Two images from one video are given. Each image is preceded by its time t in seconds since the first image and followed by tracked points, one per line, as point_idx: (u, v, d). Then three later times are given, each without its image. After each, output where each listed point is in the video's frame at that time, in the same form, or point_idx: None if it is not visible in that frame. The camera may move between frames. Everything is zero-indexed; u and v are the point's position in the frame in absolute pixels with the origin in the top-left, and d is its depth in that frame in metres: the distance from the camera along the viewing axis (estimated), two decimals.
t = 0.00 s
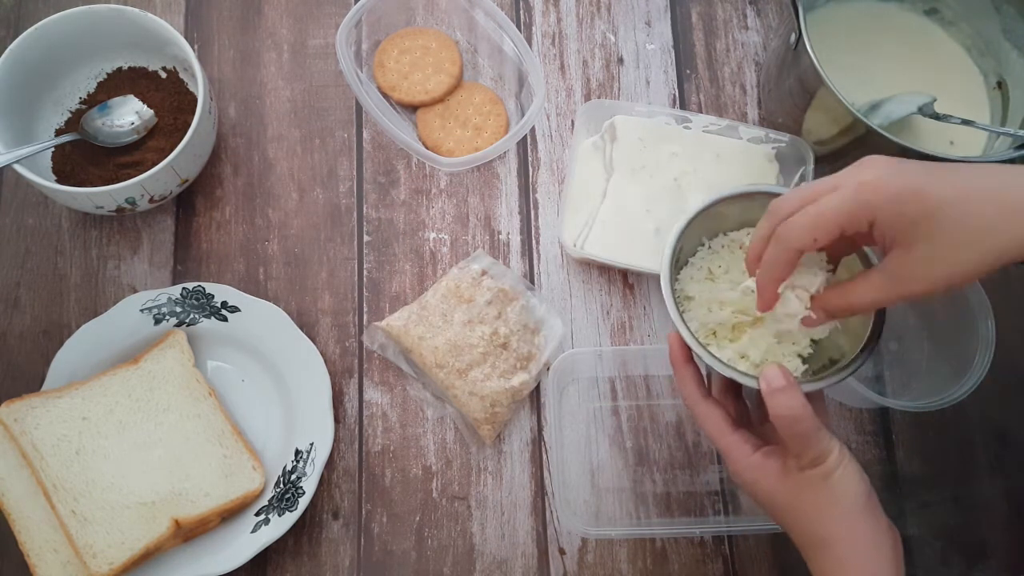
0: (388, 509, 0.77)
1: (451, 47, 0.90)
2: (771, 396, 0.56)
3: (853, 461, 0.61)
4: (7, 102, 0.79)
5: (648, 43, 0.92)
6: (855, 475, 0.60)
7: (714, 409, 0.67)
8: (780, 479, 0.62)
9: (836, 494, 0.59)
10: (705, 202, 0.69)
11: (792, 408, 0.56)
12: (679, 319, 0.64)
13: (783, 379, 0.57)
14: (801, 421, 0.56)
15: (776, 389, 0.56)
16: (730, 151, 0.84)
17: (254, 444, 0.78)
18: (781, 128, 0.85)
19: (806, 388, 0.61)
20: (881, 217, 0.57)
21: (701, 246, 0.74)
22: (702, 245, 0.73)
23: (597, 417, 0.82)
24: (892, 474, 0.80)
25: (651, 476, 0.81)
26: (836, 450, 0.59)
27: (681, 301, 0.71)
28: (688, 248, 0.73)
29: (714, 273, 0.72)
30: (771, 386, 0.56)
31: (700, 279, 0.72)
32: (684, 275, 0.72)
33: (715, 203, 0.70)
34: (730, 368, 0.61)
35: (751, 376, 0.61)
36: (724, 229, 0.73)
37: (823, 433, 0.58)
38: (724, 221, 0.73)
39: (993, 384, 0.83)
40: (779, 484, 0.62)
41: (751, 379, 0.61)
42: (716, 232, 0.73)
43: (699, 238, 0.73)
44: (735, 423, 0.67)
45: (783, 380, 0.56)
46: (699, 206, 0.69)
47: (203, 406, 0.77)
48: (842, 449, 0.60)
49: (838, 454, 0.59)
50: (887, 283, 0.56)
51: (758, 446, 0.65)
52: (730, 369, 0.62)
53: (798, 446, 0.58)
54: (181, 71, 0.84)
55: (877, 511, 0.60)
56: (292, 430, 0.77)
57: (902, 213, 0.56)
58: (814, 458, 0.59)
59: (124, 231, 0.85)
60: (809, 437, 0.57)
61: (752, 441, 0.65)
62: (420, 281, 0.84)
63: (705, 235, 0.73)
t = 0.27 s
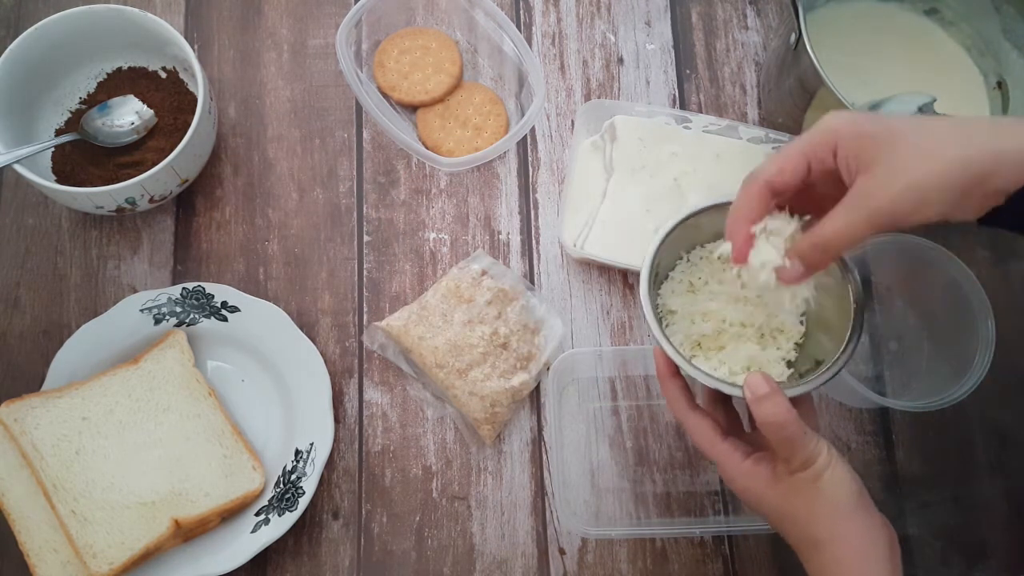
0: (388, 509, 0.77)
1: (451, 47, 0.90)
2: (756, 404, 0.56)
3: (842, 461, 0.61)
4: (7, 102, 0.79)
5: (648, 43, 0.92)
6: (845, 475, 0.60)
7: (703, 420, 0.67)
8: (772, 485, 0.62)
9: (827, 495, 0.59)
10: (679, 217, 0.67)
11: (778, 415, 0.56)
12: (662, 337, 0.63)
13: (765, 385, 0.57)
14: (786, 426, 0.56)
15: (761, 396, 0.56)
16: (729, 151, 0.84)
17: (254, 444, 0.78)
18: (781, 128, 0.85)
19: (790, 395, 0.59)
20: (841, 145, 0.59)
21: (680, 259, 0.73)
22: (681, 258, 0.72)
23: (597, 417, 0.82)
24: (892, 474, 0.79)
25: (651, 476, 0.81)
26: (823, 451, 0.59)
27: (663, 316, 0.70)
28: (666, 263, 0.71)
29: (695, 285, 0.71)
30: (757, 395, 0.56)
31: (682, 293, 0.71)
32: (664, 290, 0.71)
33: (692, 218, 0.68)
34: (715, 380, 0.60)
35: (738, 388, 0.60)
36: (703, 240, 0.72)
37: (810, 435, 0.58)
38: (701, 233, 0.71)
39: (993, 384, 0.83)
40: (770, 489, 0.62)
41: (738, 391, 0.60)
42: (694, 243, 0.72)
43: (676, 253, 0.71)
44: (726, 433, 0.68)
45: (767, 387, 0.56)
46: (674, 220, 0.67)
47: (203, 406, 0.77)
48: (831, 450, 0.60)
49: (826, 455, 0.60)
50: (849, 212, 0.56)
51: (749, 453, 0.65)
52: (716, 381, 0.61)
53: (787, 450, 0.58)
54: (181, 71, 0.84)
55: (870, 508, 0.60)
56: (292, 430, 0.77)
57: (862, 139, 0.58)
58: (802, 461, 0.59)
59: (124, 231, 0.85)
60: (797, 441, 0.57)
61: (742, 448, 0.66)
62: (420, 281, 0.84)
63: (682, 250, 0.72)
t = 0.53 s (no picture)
0: (388, 509, 0.77)
1: (451, 47, 0.90)
2: (773, 499, 0.57)
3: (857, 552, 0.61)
4: (7, 102, 0.79)
5: (648, 43, 0.92)
6: (863, 567, 0.60)
7: (717, 511, 0.69)
8: None
9: None
10: (686, 298, 0.68)
11: (792, 508, 0.57)
12: (670, 423, 0.64)
13: (780, 478, 0.58)
14: (802, 521, 0.57)
15: (774, 490, 0.57)
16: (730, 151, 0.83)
17: (254, 444, 0.78)
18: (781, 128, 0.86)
19: (802, 485, 0.60)
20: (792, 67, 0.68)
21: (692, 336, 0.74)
22: (693, 336, 0.73)
23: (597, 418, 0.82)
24: (892, 474, 0.79)
25: (651, 476, 0.80)
26: (840, 546, 0.60)
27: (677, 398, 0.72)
28: (679, 343, 0.73)
29: (708, 363, 0.73)
30: (771, 487, 0.58)
31: (694, 372, 0.72)
32: (677, 370, 0.73)
33: (703, 300, 0.69)
34: (727, 471, 0.61)
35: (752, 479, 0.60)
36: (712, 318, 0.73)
37: (828, 534, 0.59)
38: (711, 312, 0.72)
39: (993, 384, 0.83)
40: None
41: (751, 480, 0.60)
42: (705, 322, 0.73)
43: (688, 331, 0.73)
44: (740, 522, 0.69)
45: (782, 480, 0.58)
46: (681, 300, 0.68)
47: (203, 406, 0.77)
48: (849, 545, 0.61)
49: (843, 550, 0.60)
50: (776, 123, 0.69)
51: (766, 545, 0.66)
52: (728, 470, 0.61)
53: (803, 548, 0.59)
54: (181, 71, 0.84)
55: None
56: (292, 430, 0.77)
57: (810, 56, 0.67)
58: (818, 558, 0.59)
59: (124, 231, 0.85)
60: (813, 538, 0.58)
61: (757, 538, 0.67)
62: (420, 281, 0.84)
63: (695, 328, 0.73)
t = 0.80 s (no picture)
0: (388, 509, 0.77)
1: (451, 48, 0.90)
2: (765, 523, 0.56)
3: None
4: (7, 102, 0.79)
5: (648, 43, 0.92)
6: None
7: (709, 532, 0.68)
8: None
9: None
10: (676, 313, 0.68)
11: (786, 534, 0.56)
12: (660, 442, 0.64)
13: (774, 500, 0.57)
14: (798, 545, 0.56)
15: (768, 513, 0.56)
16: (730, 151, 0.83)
17: (254, 444, 0.78)
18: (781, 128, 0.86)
19: (797, 506, 0.60)
20: (690, 88, 0.66)
21: (680, 349, 0.74)
22: (682, 349, 0.73)
23: (597, 418, 0.81)
24: (892, 474, 0.79)
25: (652, 476, 0.80)
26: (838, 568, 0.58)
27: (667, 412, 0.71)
28: (668, 356, 0.72)
29: (698, 376, 0.72)
30: (764, 510, 0.56)
31: (684, 387, 0.72)
32: (666, 384, 0.72)
33: (693, 314, 0.69)
34: (718, 493, 0.61)
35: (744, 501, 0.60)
36: (701, 331, 0.73)
37: (825, 557, 0.58)
38: (699, 324, 0.72)
39: (993, 384, 0.83)
40: None
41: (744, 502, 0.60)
42: (694, 334, 0.73)
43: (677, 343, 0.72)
44: (734, 543, 0.68)
45: (776, 503, 0.56)
46: (670, 315, 0.68)
47: (203, 406, 0.77)
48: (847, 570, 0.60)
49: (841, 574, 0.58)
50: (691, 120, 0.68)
51: (760, 567, 0.65)
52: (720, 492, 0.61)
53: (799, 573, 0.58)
54: (181, 71, 0.84)
55: None
56: (292, 430, 0.77)
57: (709, 75, 0.65)
58: None
59: (124, 231, 0.85)
60: (809, 562, 0.57)
61: (751, 559, 0.66)
62: (420, 281, 0.84)
63: (683, 340, 0.73)
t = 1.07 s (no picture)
0: (388, 509, 0.77)
1: (451, 48, 0.90)
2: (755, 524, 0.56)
3: None
4: (8, 102, 0.79)
5: (648, 43, 0.92)
6: None
7: (699, 533, 0.68)
8: None
9: None
10: (666, 312, 0.68)
11: (775, 535, 0.56)
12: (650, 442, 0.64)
13: (763, 500, 0.57)
14: (788, 544, 0.56)
15: (757, 513, 0.56)
16: (730, 151, 0.83)
17: (254, 444, 0.78)
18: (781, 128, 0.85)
19: (785, 506, 0.60)
20: (766, 60, 0.74)
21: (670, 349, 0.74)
22: (672, 348, 0.73)
23: (597, 418, 0.81)
24: (892, 474, 0.79)
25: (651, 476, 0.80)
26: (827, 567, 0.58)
27: (658, 412, 0.71)
28: (658, 355, 0.72)
29: (688, 376, 0.72)
30: (754, 510, 0.57)
31: (674, 387, 0.72)
32: (656, 385, 0.72)
33: (681, 313, 0.69)
34: (705, 493, 0.61)
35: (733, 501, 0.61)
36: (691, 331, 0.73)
37: (813, 556, 0.58)
38: (689, 324, 0.72)
39: (993, 384, 0.83)
40: None
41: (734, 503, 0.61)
42: (684, 333, 0.73)
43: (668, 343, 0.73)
44: (724, 544, 0.68)
45: (765, 503, 0.57)
46: (660, 314, 0.68)
47: (202, 406, 0.77)
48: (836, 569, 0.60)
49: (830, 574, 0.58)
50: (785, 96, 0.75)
51: (750, 567, 0.65)
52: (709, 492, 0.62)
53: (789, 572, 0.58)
54: (181, 71, 0.84)
55: None
56: (292, 429, 0.77)
57: (790, 50, 0.72)
58: None
59: (124, 231, 0.85)
60: (800, 561, 0.57)
61: (741, 559, 0.66)
62: (420, 281, 0.84)
63: (673, 340, 0.73)
